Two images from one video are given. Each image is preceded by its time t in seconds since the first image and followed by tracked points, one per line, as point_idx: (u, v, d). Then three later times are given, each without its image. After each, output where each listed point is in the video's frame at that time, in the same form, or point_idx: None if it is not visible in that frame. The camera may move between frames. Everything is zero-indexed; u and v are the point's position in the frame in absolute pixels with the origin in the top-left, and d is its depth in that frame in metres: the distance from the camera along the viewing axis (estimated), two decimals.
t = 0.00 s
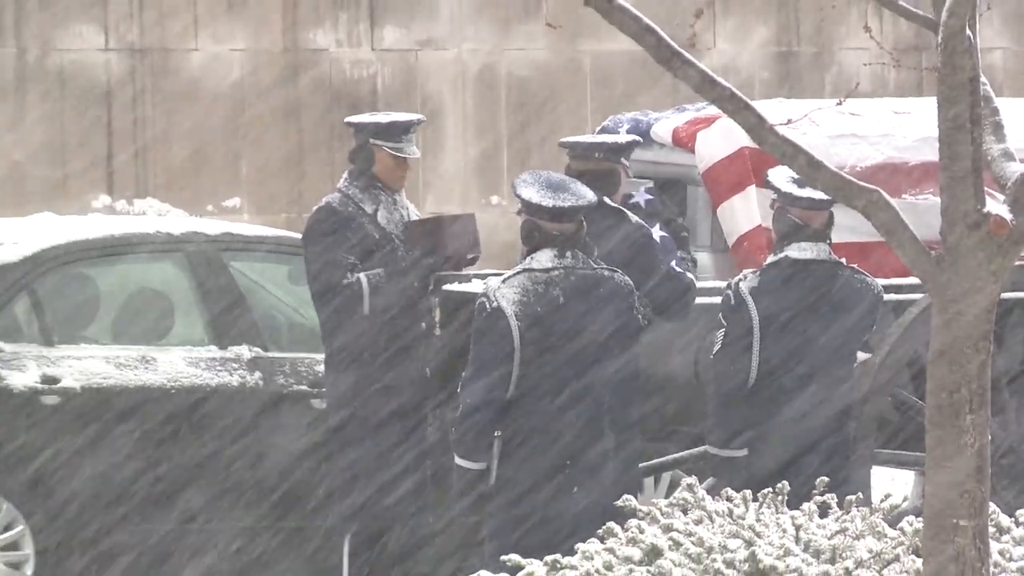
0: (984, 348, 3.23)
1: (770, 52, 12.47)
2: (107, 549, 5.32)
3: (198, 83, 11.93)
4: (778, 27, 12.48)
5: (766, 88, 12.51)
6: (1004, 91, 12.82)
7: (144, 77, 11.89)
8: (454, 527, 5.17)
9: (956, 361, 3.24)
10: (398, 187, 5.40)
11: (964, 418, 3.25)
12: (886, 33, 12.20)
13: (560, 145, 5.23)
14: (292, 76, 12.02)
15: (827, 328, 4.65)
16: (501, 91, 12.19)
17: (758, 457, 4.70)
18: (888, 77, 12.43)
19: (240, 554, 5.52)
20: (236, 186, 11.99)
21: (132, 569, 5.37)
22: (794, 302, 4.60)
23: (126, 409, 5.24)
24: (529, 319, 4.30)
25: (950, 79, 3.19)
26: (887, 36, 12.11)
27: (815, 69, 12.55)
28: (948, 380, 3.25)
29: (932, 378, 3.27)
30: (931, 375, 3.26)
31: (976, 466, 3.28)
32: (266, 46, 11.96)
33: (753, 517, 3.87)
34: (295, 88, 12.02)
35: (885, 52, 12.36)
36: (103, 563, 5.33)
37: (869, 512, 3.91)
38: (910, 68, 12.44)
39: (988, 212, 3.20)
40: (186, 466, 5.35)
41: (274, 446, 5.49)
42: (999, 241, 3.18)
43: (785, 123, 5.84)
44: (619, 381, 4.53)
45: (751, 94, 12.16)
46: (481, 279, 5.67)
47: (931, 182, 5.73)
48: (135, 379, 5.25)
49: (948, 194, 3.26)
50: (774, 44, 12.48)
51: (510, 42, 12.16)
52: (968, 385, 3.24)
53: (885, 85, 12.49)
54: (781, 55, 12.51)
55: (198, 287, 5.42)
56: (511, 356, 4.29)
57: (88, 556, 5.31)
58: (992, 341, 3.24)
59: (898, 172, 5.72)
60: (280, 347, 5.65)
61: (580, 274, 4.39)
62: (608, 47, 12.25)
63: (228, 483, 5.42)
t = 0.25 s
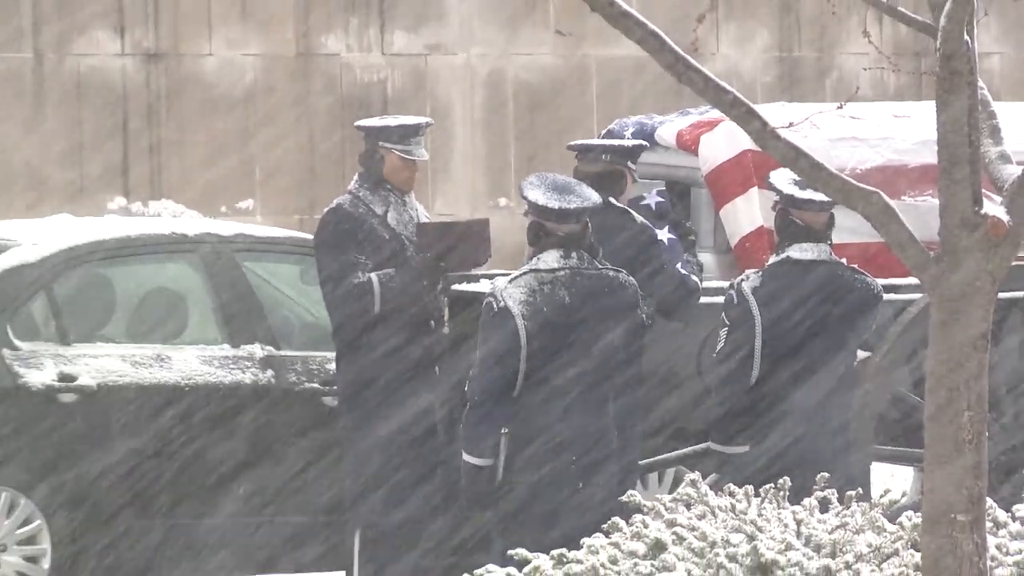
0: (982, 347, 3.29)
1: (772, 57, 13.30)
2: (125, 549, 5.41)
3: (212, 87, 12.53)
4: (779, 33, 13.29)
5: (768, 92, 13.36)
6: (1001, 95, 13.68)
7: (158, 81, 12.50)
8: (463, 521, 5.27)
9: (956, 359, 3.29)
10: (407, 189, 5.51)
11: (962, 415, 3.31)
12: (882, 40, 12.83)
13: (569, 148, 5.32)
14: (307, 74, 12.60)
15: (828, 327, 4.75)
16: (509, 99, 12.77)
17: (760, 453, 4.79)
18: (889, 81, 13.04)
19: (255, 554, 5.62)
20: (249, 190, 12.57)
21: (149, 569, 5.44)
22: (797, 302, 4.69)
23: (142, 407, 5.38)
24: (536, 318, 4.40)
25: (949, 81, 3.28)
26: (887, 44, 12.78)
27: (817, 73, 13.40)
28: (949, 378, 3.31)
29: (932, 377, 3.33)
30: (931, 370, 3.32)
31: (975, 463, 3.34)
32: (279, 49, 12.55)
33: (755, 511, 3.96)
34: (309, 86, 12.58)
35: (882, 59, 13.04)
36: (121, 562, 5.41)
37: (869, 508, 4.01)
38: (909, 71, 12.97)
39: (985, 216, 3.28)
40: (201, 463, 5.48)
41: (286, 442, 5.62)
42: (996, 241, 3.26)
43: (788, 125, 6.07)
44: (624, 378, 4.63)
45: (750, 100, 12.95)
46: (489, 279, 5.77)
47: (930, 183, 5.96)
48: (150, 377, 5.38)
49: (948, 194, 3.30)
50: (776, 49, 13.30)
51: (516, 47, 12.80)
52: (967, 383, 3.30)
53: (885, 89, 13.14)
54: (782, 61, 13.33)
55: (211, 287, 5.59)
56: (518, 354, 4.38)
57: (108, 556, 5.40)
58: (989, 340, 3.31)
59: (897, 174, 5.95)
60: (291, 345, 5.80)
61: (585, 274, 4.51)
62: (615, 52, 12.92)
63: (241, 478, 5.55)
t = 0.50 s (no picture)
0: (976, 343, 3.28)
1: (772, 61, 13.51)
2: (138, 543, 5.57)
3: (223, 93, 12.75)
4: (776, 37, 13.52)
5: (767, 95, 13.54)
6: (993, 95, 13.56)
7: (169, 85, 12.71)
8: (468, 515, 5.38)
9: (949, 355, 3.28)
10: (413, 191, 5.61)
11: (956, 411, 3.30)
12: (881, 44, 12.99)
13: (575, 152, 5.47)
14: (316, 79, 12.80)
15: (826, 326, 4.84)
16: (512, 99, 13.01)
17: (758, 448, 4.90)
18: (886, 86, 13.33)
19: (263, 547, 5.77)
20: (259, 190, 12.74)
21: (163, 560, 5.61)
22: (795, 302, 4.80)
23: (154, 404, 5.51)
24: (538, 318, 4.50)
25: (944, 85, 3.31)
26: (884, 47, 12.96)
27: (815, 77, 13.62)
28: (942, 375, 3.29)
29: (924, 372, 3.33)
30: (923, 374, 3.34)
31: (968, 459, 3.32)
32: (288, 54, 12.76)
33: (753, 506, 3.99)
34: (318, 92, 12.78)
35: (879, 61, 13.20)
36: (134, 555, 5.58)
37: (866, 503, 4.03)
38: (907, 76, 13.31)
39: (980, 215, 3.28)
40: (211, 459, 5.62)
41: (294, 438, 5.74)
42: (991, 241, 3.26)
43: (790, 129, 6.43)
44: (624, 375, 4.73)
45: (751, 104, 13.17)
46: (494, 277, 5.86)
47: (925, 185, 6.31)
48: (162, 375, 5.52)
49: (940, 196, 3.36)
50: (775, 53, 13.52)
51: (521, 50, 13.02)
52: (961, 379, 3.29)
53: (880, 91, 13.30)
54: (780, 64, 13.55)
55: (222, 287, 5.72)
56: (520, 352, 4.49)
57: (120, 549, 5.56)
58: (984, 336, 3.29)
59: (889, 178, 6.41)
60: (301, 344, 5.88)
61: (587, 274, 4.59)
62: (616, 56, 13.15)
63: (251, 474, 5.69)
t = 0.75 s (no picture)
0: (974, 341, 3.37)
1: (773, 64, 13.17)
2: (153, 536, 5.68)
3: (234, 96, 12.46)
4: (779, 41, 13.18)
5: (768, 98, 13.20)
6: (989, 101, 13.46)
7: (184, 88, 12.44)
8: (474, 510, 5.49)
9: (948, 354, 3.38)
10: (421, 192, 5.74)
11: (954, 407, 3.40)
12: (879, 48, 13.07)
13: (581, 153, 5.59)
14: (325, 83, 12.51)
15: (826, 324, 4.94)
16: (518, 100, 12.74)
17: (759, 443, 5.01)
18: (883, 89, 13.17)
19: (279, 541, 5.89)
20: (272, 190, 12.53)
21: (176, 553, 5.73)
22: (796, 300, 4.90)
23: (167, 400, 5.64)
24: (544, 316, 4.60)
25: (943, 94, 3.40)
26: (882, 52, 13.04)
27: (816, 78, 13.25)
28: (939, 373, 3.39)
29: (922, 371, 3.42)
30: (923, 367, 3.43)
31: (965, 454, 3.42)
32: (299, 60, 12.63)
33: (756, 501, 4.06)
34: (326, 95, 12.51)
35: (878, 66, 13.25)
36: (150, 548, 5.68)
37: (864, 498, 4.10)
38: (905, 79, 13.16)
39: (976, 216, 3.36)
40: (223, 453, 5.76)
41: (304, 433, 5.89)
42: (987, 241, 3.35)
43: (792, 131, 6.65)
44: (627, 373, 4.84)
45: (753, 106, 13.17)
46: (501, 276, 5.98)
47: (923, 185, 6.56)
48: (176, 372, 5.65)
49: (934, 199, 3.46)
50: (777, 57, 13.17)
51: (527, 56, 12.71)
52: (957, 377, 3.38)
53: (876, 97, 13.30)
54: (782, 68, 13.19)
55: (235, 286, 5.86)
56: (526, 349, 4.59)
57: (135, 543, 5.66)
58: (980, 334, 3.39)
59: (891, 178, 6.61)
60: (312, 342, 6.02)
61: (591, 273, 4.69)
62: (621, 61, 12.83)
63: (261, 469, 5.83)
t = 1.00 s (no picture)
0: (972, 337, 3.45)
1: (772, 65, 13.28)
2: (168, 528, 5.81)
3: (247, 95, 12.55)
4: (781, 42, 13.29)
5: (769, 98, 13.30)
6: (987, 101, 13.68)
7: (198, 89, 12.50)
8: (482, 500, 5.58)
9: (947, 349, 3.45)
10: (429, 189, 5.82)
11: (953, 402, 3.47)
12: (879, 48, 13.24)
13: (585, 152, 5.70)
14: (336, 84, 12.65)
15: (824, 317, 5.06)
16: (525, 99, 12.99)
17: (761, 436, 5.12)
18: (882, 88, 13.41)
19: (292, 532, 6.02)
20: (284, 189, 12.59)
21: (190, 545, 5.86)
22: (796, 296, 5.01)
23: (183, 393, 5.77)
24: (551, 311, 4.71)
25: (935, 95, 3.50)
26: (881, 51, 13.19)
27: (817, 79, 13.37)
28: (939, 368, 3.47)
29: (923, 368, 3.50)
30: (922, 363, 3.52)
31: (964, 448, 3.50)
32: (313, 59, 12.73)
33: (758, 491, 4.12)
34: (338, 95, 12.65)
35: (877, 65, 13.42)
36: (167, 539, 5.82)
37: (864, 488, 4.16)
38: (904, 79, 13.35)
39: (972, 212, 3.45)
40: (236, 445, 5.89)
41: (316, 426, 6.04)
42: (982, 236, 3.42)
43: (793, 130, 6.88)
44: (632, 368, 4.95)
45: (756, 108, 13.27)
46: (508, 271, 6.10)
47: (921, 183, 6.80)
48: (191, 365, 5.78)
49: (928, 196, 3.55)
50: (778, 58, 13.29)
51: (534, 55, 13.00)
52: (957, 372, 3.47)
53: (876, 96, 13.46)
54: (783, 68, 13.31)
55: (247, 282, 5.98)
56: (533, 343, 4.70)
57: (152, 535, 5.80)
58: (978, 330, 3.47)
59: (890, 176, 6.87)
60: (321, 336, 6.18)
61: (596, 269, 4.81)
62: (625, 61, 13.15)
63: (274, 461, 5.96)
